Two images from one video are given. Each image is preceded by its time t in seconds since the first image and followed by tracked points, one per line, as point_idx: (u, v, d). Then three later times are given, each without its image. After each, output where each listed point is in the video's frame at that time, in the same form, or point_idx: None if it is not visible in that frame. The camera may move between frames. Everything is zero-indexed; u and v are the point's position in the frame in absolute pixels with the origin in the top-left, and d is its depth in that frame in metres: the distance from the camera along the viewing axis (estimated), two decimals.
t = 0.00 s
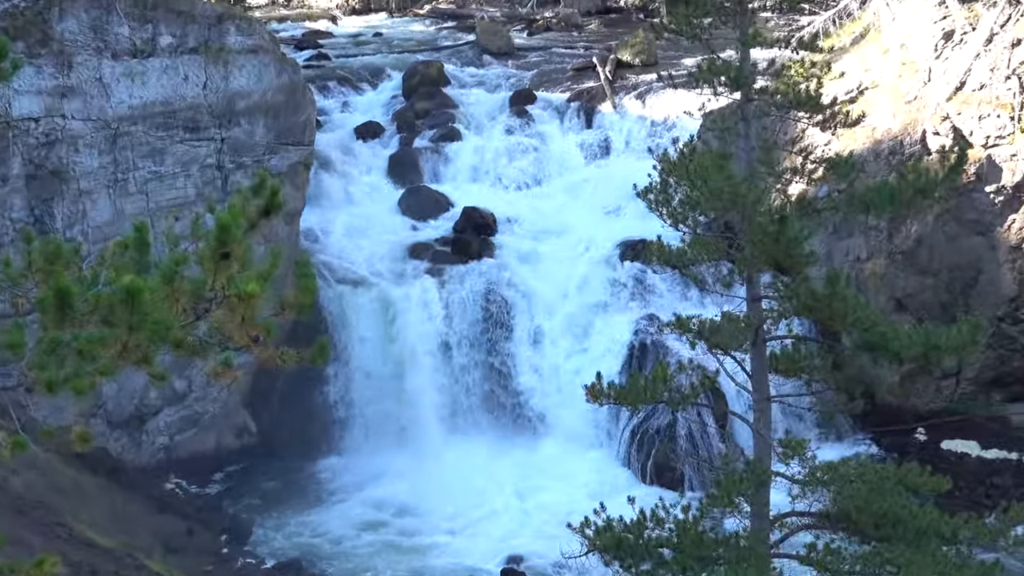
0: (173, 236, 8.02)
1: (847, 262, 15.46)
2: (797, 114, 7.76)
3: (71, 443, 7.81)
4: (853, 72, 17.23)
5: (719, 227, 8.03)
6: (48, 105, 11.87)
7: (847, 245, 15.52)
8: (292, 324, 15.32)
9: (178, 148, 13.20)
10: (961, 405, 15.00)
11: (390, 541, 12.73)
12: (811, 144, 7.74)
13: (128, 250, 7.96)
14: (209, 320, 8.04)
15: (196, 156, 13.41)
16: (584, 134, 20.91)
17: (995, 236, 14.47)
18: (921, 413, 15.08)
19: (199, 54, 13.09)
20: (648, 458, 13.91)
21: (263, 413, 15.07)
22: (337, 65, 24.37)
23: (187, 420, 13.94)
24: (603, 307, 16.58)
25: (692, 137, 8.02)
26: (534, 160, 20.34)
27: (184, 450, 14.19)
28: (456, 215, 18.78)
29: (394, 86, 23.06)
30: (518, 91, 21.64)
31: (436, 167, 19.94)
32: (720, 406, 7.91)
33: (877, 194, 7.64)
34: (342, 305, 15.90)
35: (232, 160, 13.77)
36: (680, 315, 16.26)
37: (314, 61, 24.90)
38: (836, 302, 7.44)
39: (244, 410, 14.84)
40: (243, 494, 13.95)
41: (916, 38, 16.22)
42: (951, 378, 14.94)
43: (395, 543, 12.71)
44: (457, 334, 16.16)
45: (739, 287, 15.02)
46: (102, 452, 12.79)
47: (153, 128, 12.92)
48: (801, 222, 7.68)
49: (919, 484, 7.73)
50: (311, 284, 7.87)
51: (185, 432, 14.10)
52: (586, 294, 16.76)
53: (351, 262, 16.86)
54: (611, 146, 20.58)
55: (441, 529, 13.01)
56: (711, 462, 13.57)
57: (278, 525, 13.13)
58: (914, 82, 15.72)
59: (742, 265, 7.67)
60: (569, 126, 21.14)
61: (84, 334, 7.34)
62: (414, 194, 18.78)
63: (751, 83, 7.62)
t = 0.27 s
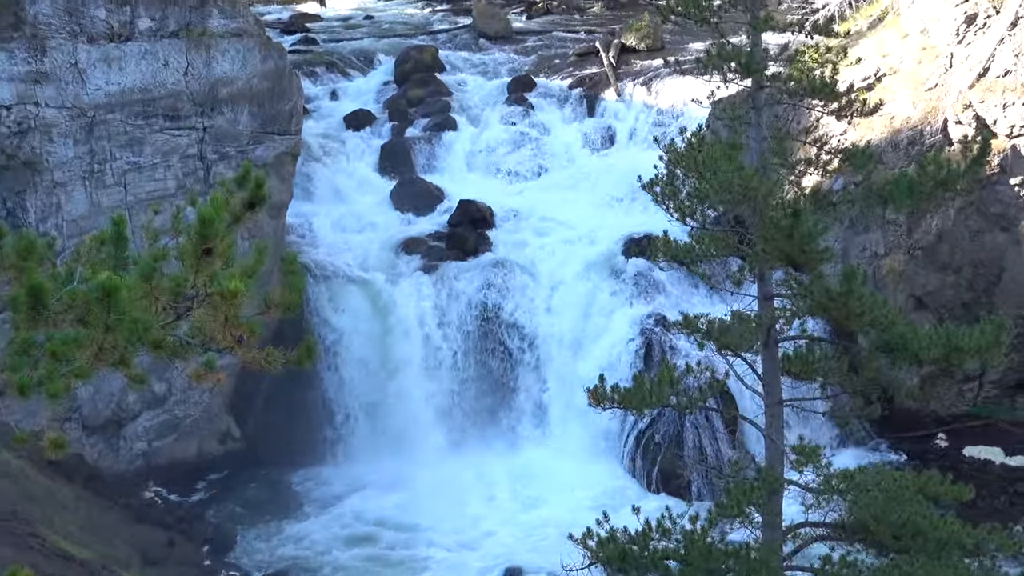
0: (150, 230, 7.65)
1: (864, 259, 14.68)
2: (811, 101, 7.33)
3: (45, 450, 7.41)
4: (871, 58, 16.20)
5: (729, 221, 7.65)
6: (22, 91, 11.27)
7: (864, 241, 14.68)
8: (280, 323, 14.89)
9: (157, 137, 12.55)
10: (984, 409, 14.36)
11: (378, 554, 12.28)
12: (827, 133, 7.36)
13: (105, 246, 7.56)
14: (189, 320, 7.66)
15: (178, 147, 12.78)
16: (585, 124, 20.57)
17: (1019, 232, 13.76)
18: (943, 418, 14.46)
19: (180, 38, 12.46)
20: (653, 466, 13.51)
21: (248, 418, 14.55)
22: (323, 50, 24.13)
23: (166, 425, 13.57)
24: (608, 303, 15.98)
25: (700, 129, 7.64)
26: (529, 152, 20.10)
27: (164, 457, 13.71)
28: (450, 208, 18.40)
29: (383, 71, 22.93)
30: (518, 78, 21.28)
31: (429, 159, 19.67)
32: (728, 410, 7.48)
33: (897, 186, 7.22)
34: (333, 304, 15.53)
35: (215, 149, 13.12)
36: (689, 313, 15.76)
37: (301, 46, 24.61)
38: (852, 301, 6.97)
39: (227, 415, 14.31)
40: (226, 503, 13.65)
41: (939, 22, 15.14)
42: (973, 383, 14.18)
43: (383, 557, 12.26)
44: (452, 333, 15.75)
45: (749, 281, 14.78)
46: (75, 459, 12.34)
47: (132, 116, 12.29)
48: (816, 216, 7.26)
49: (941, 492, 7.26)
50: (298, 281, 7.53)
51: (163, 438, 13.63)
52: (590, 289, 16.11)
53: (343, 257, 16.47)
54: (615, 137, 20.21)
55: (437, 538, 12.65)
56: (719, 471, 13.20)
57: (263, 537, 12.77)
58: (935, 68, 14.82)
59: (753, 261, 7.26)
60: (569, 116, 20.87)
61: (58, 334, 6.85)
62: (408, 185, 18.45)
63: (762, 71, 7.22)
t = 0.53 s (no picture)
0: (128, 228, 7.40)
1: (883, 259, 14.19)
2: (828, 92, 6.96)
3: (15, 460, 7.00)
4: (890, 46, 15.78)
5: (740, 219, 7.25)
6: None
7: (884, 240, 14.25)
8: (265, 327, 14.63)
9: (136, 129, 11.96)
10: (1011, 420, 13.72)
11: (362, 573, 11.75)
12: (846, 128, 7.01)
13: (78, 245, 7.01)
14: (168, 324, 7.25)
15: (157, 139, 12.27)
16: (588, 117, 20.15)
17: None
18: (967, 427, 13.84)
19: (159, 25, 11.96)
20: (659, 477, 13.05)
21: (231, 426, 14.22)
22: (307, 39, 24.33)
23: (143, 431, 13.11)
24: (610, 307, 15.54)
25: (709, 123, 7.25)
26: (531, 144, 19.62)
27: (141, 468, 13.30)
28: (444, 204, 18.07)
29: (374, 62, 23.56)
30: (518, 69, 21.02)
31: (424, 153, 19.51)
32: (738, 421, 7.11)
33: (918, 180, 6.84)
34: (325, 309, 15.18)
35: (195, 142, 12.70)
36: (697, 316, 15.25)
37: (288, 33, 25.00)
38: (870, 304, 6.59)
39: (208, 422, 13.99)
40: (209, 514, 13.28)
41: (963, 9, 14.76)
42: (998, 391, 13.61)
43: None
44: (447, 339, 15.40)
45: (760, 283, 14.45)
46: (46, 470, 11.84)
47: (109, 107, 11.70)
48: (832, 214, 6.84)
49: (964, 507, 6.74)
50: (286, 281, 7.09)
51: (143, 446, 13.21)
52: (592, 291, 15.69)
53: (337, 259, 16.10)
54: (619, 129, 19.74)
55: (433, 550, 12.20)
56: (730, 484, 12.69)
57: (247, 552, 12.35)
58: (958, 57, 14.40)
59: (765, 262, 6.83)
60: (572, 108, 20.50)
61: (31, 338, 6.46)
62: (400, 180, 18.17)
63: (776, 58, 6.81)
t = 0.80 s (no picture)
0: (126, 228, 7.34)
1: (886, 259, 14.19)
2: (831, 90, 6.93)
3: (11, 461, 6.94)
4: (894, 44, 15.68)
5: (741, 219, 7.20)
6: None
7: (887, 240, 14.22)
8: (263, 326, 14.63)
9: (132, 127, 11.89)
10: (1015, 422, 13.62)
11: None
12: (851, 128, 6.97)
13: (75, 245, 6.94)
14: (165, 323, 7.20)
15: (154, 139, 12.19)
16: (590, 115, 20.00)
17: None
18: (970, 429, 13.76)
19: (157, 22, 11.90)
20: (660, 479, 12.99)
21: (229, 427, 14.12)
22: (306, 36, 24.29)
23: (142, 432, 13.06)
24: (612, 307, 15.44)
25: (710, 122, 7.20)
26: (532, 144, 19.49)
27: (138, 469, 13.19)
28: (444, 204, 18.01)
29: (373, 58, 23.38)
30: (518, 65, 20.96)
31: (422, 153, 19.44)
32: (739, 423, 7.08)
33: (921, 179, 6.78)
34: (324, 308, 15.11)
35: (193, 140, 12.59)
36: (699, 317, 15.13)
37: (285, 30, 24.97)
38: (874, 304, 6.53)
39: (206, 423, 13.86)
40: (207, 516, 13.27)
41: (967, 7, 14.64)
42: (1002, 392, 13.57)
43: None
44: (446, 339, 15.35)
45: (763, 285, 14.33)
46: (42, 471, 11.80)
47: (105, 106, 11.65)
48: (835, 214, 6.79)
49: (967, 510, 6.69)
50: (284, 282, 7.05)
51: (141, 447, 13.10)
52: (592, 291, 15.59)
53: (335, 259, 16.03)
54: (621, 129, 19.58)
55: (433, 552, 12.14)
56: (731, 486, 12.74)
57: (245, 554, 12.30)
58: (962, 56, 14.32)
59: (768, 262, 6.78)
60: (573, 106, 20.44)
61: (26, 338, 6.39)
62: (400, 180, 18.11)
63: (778, 56, 6.76)
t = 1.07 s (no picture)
0: (128, 228, 7.34)
1: (889, 260, 14.21)
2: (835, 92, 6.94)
3: (14, 460, 6.94)
4: (897, 45, 15.75)
5: (744, 221, 7.20)
6: None
7: (890, 241, 14.22)
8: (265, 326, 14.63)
9: (136, 128, 11.90)
10: (1017, 424, 13.69)
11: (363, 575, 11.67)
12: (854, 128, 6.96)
13: (78, 245, 6.93)
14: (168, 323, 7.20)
15: (158, 139, 12.21)
16: (592, 117, 20.13)
17: None
18: (972, 431, 13.81)
19: (160, 22, 11.90)
20: (662, 480, 12.98)
21: (230, 427, 14.20)
22: (307, 36, 24.28)
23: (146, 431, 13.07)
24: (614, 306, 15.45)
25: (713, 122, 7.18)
26: (533, 146, 19.64)
27: (141, 469, 13.22)
28: (448, 204, 18.00)
29: (376, 58, 23.39)
30: (522, 65, 20.99)
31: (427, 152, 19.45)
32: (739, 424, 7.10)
33: (925, 181, 6.78)
34: (326, 309, 15.10)
35: (196, 140, 12.62)
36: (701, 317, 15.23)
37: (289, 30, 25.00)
38: (876, 305, 6.52)
39: (207, 423, 13.92)
40: (208, 516, 13.27)
41: (971, 8, 14.65)
42: (1005, 394, 13.64)
43: None
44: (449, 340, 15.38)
45: (765, 286, 14.33)
46: (44, 470, 11.78)
47: (109, 106, 11.64)
48: (838, 215, 6.79)
49: (970, 511, 6.67)
50: (286, 282, 7.06)
51: (143, 446, 13.12)
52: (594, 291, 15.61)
53: (336, 258, 16.02)
54: (624, 129, 19.65)
55: (436, 551, 12.14)
56: (732, 486, 12.77)
57: (246, 554, 12.29)
58: (965, 57, 14.33)
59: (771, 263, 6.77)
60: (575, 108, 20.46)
61: (29, 338, 6.40)
62: (401, 180, 18.12)
63: (782, 57, 6.77)
